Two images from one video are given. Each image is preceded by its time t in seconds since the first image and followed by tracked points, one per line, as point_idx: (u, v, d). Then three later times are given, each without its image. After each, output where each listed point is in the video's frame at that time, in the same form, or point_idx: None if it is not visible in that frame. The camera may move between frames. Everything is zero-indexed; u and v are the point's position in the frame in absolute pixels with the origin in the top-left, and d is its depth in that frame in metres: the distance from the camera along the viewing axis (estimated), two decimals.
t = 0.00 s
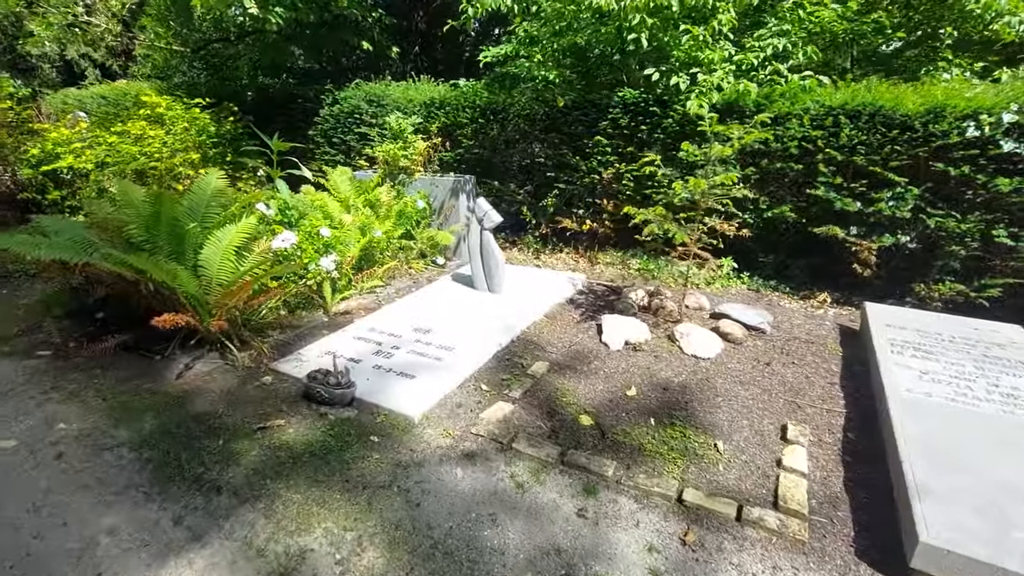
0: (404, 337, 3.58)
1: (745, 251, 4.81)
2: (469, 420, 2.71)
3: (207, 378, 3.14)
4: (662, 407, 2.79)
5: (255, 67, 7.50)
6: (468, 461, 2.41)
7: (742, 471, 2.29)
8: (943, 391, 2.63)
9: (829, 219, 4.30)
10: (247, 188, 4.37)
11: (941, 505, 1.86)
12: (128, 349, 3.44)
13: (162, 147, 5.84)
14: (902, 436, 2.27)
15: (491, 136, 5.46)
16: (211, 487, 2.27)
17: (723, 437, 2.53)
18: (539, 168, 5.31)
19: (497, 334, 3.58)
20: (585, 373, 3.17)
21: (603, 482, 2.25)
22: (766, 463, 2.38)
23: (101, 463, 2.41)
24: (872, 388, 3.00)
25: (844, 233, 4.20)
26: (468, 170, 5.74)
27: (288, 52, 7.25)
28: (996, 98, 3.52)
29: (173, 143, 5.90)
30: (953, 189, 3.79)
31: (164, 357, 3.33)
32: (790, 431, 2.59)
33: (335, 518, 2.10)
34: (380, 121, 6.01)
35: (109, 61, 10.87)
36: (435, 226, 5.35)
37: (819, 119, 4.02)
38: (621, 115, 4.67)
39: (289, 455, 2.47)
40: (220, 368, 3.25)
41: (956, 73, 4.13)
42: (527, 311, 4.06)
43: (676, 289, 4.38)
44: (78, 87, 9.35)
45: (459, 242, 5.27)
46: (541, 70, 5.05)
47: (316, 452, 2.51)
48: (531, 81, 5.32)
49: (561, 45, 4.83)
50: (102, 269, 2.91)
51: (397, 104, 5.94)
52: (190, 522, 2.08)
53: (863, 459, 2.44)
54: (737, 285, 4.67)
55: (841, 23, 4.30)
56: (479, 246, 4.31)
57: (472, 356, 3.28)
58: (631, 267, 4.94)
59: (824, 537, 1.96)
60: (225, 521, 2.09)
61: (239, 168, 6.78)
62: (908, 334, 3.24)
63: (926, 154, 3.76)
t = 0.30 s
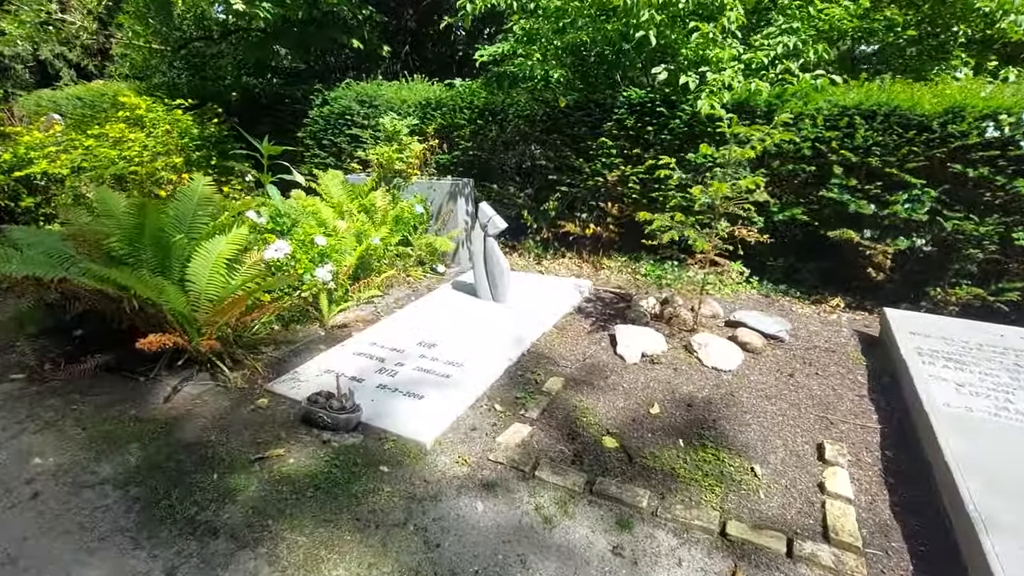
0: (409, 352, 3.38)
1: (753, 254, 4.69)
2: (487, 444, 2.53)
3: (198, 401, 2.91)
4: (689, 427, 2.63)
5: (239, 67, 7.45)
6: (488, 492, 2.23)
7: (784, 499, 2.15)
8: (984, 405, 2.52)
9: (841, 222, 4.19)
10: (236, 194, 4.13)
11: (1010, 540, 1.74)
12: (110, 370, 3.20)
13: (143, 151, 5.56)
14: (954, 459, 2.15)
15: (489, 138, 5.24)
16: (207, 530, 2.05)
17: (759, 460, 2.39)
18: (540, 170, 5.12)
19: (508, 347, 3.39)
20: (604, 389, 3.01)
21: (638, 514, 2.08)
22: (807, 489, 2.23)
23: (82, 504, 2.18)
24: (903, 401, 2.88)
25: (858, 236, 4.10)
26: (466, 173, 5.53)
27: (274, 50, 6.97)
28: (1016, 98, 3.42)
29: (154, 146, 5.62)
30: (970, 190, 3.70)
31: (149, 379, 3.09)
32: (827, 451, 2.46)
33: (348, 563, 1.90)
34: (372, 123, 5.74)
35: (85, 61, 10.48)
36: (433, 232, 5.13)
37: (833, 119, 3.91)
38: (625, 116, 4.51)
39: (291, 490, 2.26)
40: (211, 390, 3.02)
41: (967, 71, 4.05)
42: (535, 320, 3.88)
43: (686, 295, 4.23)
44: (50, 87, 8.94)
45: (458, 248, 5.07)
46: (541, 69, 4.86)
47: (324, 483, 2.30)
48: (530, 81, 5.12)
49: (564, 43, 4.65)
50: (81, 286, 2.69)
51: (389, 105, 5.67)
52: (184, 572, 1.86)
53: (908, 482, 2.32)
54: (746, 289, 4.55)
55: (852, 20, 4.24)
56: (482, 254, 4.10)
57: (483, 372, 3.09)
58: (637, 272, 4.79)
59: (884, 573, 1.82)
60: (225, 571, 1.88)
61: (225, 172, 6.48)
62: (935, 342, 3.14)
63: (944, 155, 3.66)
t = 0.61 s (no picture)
0: (419, 366, 3.22)
1: (764, 257, 4.61)
2: (513, 465, 2.40)
3: (199, 422, 2.74)
4: (721, 442, 2.52)
5: (228, 67, 7.24)
6: (517, 518, 2.09)
7: (831, 521, 2.05)
8: None
9: (856, 224, 4.12)
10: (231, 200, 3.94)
11: None
12: (102, 390, 3.01)
13: (131, 155, 5.34)
14: (1005, 475, 2.07)
15: (492, 139, 5.07)
16: (218, 568, 1.90)
17: (800, 478, 2.29)
18: (546, 173, 4.99)
19: (524, 358, 3.25)
20: (628, 402, 2.89)
21: (680, 541, 1.96)
22: (852, 509, 2.13)
23: (78, 542, 2.01)
24: (935, 411, 2.80)
25: (873, 238, 4.03)
26: (467, 176, 5.38)
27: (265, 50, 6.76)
28: None
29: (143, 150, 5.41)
30: (988, 192, 3.65)
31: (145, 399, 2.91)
32: (867, 467, 2.37)
33: None
34: (370, 125, 5.56)
35: (65, 61, 10.14)
36: (435, 236, 4.95)
37: (849, 120, 3.83)
38: (635, 117, 4.39)
39: (307, 520, 2.11)
40: (213, 410, 2.85)
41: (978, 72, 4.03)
42: (549, 328, 3.74)
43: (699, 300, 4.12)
44: (29, 88, 8.61)
45: (463, 254, 4.92)
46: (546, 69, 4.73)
47: (342, 511, 2.15)
48: (533, 82, 4.98)
49: (571, 42, 4.51)
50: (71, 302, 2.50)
51: (388, 106, 5.49)
52: None
53: (953, 498, 2.23)
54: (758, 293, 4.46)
55: (864, 19, 4.19)
56: (490, 260, 3.95)
57: (501, 385, 2.95)
58: (646, 276, 4.68)
59: None
60: None
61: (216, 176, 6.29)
62: (962, 349, 3.07)
63: (962, 157, 3.61)
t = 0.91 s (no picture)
0: (439, 380, 3.10)
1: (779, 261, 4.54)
2: (548, 487, 2.29)
3: (212, 445, 2.61)
4: (760, 459, 2.44)
5: (223, 69, 7.21)
6: (560, 546, 1.99)
7: (886, 543, 1.98)
8: None
9: (874, 227, 4.07)
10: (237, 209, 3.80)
11: None
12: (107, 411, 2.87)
13: (126, 159, 5.16)
14: None
15: (501, 143, 4.97)
16: None
17: (847, 497, 2.22)
18: (556, 176, 4.90)
19: (546, 371, 3.15)
20: (659, 416, 2.80)
21: (734, 568, 1.88)
22: (905, 530, 2.06)
23: None
24: (973, 422, 2.74)
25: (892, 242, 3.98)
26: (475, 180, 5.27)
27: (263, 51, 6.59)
28: None
29: (138, 155, 5.22)
30: (1010, 196, 3.62)
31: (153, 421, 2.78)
32: (914, 484, 2.30)
33: None
34: (374, 128, 5.42)
35: (52, 63, 9.87)
36: (443, 242, 4.81)
37: (869, 123, 3.78)
38: (649, 119, 4.30)
39: (336, 552, 1.99)
40: (225, 430, 2.71)
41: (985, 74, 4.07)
42: (568, 338, 3.64)
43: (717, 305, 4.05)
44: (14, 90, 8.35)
45: (472, 260, 4.79)
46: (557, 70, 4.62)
47: (373, 542, 2.04)
48: (542, 83, 4.87)
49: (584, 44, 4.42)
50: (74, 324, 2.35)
51: (392, 109, 5.36)
52: None
53: (1005, 515, 2.17)
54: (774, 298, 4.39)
55: (881, 19, 4.15)
56: (506, 268, 3.84)
57: (526, 401, 2.84)
58: (660, 281, 4.60)
59: None
60: None
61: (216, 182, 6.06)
62: (993, 356, 3.03)
63: (985, 160, 3.57)
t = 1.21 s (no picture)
0: (464, 395, 2.99)
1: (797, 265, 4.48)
2: (591, 510, 2.19)
3: (231, 468, 2.48)
4: (805, 476, 2.37)
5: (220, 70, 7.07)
6: None
7: (949, 566, 1.91)
8: None
9: (896, 232, 4.03)
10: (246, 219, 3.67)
11: None
12: (116, 433, 2.75)
13: (124, 164, 5.00)
14: None
15: (512, 146, 4.86)
16: None
17: (901, 516, 2.14)
18: (568, 180, 4.82)
19: (574, 383, 3.05)
20: (695, 430, 2.72)
21: None
22: (965, 551, 1.98)
23: None
24: (1014, 432, 2.68)
25: (914, 246, 3.93)
26: (483, 183, 5.15)
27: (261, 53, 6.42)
28: None
29: (136, 159, 5.06)
30: None
31: (166, 443, 2.65)
32: (967, 500, 2.23)
33: None
34: (379, 131, 5.29)
35: (40, 64, 9.64)
36: (454, 248, 4.69)
37: (892, 126, 3.72)
38: (666, 122, 4.20)
39: None
40: (243, 452, 2.59)
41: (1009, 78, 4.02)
42: (590, 347, 3.54)
43: (738, 311, 3.98)
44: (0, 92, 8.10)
45: (485, 266, 4.68)
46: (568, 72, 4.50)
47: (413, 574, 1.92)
48: (553, 86, 4.74)
49: (602, 46, 4.27)
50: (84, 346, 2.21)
51: (399, 112, 5.23)
52: None
53: None
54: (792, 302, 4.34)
55: (900, 21, 4.10)
56: (524, 276, 3.73)
57: (557, 416, 2.74)
58: (676, 287, 4.53)
59: None
60: None
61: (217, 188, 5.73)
62: None
63: (1011, 163, 3.53)
